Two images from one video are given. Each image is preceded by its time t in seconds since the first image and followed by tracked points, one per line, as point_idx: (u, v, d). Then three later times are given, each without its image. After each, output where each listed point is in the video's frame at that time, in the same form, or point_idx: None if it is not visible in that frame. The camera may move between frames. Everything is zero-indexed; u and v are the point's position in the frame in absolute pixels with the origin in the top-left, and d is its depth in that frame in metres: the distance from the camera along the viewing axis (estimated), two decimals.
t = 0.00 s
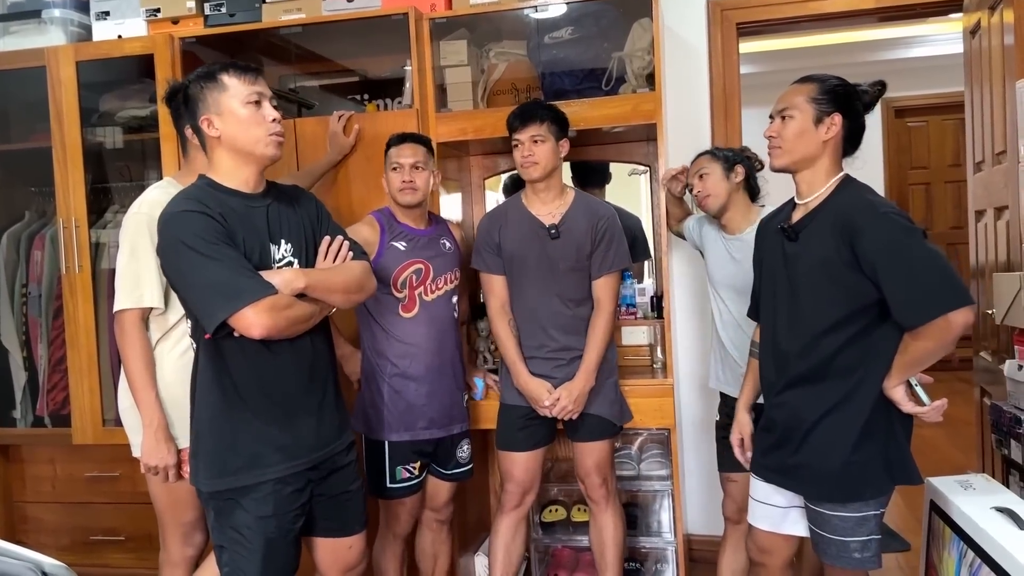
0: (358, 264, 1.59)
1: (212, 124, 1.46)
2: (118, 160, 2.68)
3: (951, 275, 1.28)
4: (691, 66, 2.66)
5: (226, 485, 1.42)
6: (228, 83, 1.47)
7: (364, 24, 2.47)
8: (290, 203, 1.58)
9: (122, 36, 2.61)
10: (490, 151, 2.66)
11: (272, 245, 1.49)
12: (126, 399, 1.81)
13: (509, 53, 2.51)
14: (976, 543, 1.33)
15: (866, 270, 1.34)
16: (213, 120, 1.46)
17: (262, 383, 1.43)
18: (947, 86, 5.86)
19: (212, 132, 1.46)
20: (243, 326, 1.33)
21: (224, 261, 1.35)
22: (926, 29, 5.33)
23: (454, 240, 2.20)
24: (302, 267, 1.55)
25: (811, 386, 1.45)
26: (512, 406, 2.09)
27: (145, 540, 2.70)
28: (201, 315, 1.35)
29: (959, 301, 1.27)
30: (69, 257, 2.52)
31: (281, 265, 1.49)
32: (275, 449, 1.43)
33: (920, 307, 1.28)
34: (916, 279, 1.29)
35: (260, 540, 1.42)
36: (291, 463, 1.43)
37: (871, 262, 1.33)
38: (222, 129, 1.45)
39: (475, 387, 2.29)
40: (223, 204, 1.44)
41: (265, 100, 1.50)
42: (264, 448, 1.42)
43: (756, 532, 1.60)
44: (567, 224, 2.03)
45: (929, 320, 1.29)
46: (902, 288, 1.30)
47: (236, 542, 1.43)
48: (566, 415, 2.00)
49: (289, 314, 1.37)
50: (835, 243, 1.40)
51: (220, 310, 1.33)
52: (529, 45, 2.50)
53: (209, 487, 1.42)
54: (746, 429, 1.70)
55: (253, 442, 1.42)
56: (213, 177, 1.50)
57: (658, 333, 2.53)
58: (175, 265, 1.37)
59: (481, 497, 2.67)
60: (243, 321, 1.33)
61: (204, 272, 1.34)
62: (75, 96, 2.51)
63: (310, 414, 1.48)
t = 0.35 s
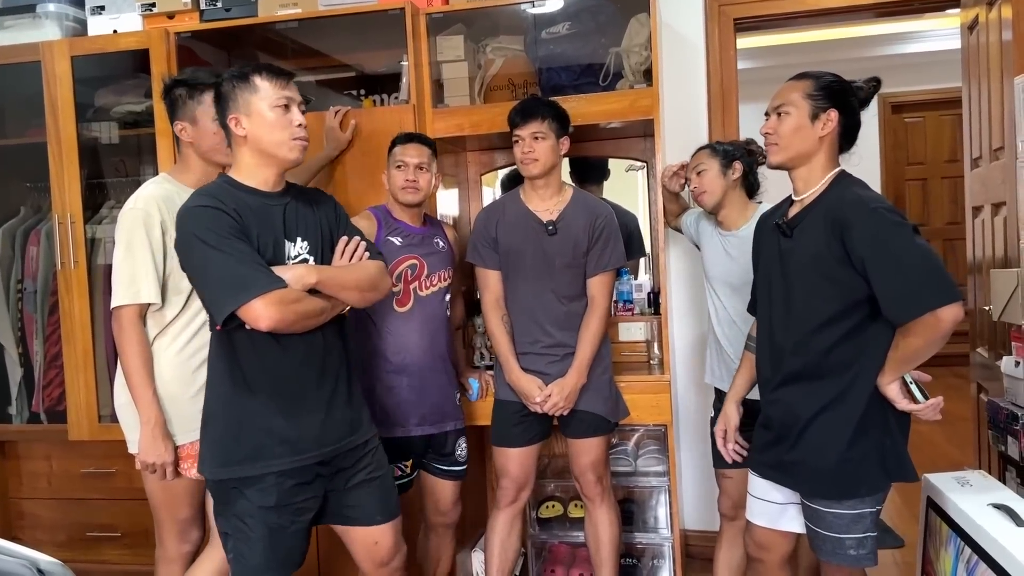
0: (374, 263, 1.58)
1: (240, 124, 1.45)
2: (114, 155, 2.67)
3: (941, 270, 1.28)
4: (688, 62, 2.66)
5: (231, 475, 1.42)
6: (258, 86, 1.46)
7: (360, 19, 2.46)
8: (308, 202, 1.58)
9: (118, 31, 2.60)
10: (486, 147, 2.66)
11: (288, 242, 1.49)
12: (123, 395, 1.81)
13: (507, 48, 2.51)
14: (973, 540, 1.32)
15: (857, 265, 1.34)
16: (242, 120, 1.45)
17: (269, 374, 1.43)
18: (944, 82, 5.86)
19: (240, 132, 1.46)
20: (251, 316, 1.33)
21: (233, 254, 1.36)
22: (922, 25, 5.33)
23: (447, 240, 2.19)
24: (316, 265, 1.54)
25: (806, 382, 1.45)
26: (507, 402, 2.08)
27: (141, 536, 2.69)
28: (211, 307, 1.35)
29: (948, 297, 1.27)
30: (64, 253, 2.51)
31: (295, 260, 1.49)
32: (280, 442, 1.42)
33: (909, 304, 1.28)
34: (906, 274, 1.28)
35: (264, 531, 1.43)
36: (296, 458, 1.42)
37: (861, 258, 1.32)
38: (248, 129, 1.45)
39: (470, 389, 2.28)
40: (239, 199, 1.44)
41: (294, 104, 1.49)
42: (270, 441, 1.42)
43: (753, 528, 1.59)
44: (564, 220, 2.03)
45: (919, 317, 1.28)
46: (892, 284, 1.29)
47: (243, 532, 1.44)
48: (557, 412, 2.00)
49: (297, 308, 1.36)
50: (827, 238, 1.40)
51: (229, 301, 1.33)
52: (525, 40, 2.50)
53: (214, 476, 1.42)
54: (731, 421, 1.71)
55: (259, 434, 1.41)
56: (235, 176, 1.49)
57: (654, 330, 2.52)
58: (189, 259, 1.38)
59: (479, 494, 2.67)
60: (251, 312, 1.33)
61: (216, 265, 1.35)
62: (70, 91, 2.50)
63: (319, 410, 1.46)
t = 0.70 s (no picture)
0: (428, 265, 1.57)
1: (300, 129, 1.52)
2: (108, 149, 2.66)
3: (950, 266, 1.28)
4: (684, 56, 2.65)
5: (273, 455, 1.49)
6: (314, 93, 1.51)
7: (356, 13, 2.45)
8: (372, 200, 1.59)
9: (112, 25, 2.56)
10: (482, 142, 2.64)
11: (339, 237, 1.51)
12: (116, 391, 1.80)
13: (502, 43, 2.50)
14: (968, 537, 1.32)
15: (865, 261, 1.33)
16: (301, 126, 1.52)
17: (310, 361, 1.49)
18: (940, 77, 5.87)
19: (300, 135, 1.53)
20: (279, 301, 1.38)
21: (269, 244, 1.42)
22: (917, 19, 5.33)
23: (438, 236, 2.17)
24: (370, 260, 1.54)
25: (807, 379, 1.44)
26: (502, 398, 2.08)
27: (135, 531, 2.69)
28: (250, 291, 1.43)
29: (958, 291, 1.27)
30: (58, 247, 2.50)
31: (344, 254, 1.50)
32: (314, 426, 1.47)
33: (919, 299, 1.27)
34: (916, 269, 1.28)
35: (293, 512, 1.47)
36: (328, 444, 1.46)
37: (870, 253, 1.32)
38: (306, 136, 1.51)
39: (466, 385, 2.28)
40: (293, 195, 1.50)
41: (347, 108, 1.51)
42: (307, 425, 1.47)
43: (749, 526, 1.59)
44: (560, 216, 2.03)
45: (929, 312, 1.28)
46: (901, 279, 1.29)
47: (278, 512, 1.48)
48: (551, 406, 2.00)
49: (325, 295, 1.39)
50: (831, 234, 1.39)
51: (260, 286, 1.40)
52: (522, 35, 2.49)
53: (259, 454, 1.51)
54: (710, 417, 1.70)
55: (297, 417, 1.48)
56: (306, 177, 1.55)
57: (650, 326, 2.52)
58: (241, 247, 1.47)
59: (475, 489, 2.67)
60: (282, 294, 1.38)
61: (256, 253, 1.42)
62: (63, 84, 2.48)
63: (356, 400, 1.49)
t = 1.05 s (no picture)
0: (450, 266, 1.59)
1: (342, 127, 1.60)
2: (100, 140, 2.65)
3: (947, 267, 1.28)
4: (678, 49, 2.65)
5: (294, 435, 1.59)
6: (356, 92, 1.58)
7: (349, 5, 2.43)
8: (409, 197, 1.64)
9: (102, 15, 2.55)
10: (476, 135, 2.63)
11: (369, 233, 1.58)
12: (105, 387, 1.79)
13: (497, 35, 2.50)
14: (959, 534, 1.33)
15: (861, 260, 1.33)
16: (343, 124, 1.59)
17: (332, 348, 1.57)
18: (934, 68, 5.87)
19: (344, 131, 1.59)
20: (299, 290, 1.48)
21: (296, 238, 1.51)
22: (912, 10, 5.32)
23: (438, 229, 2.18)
24: (396, 258, 1.60)
25: (801, 377, 1.44)
26: (495, 392, 2.08)
27: (128, 524, 2.69)
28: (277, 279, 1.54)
29: (955, 291, 1.27)
30: (49, 240, 2.48)
31: (370, 250, 1.57)
32: (331, 412, 1.55)
33: (915, 299, 1.28)
34: (913, 269, 1.28)
35: (307, 492, 1.55)
36: (342, 428, 1.53)
37: (867, 253, 1.32)
38: (347, 133, 1.58)
39: (460, 380, 2.28)
40: (333, 189, 1.58)
41: (385, 108, 1.56)
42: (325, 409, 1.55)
43: (740, 521, 1.60)
44: (556, 212, 2.02)
45: (926, 312, 1.28)
46: (898, 279, 1.29)
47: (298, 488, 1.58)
48: (545, 402, 2.00)
49: (341, 291, 1.47)
50: (828, 233, 1.39)
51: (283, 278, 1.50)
52: (515, 28, 2.47)
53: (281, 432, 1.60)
54: (709, 416, 1.69)
55: (316, 399, 1.56)
56: (349, 172, 1.62)
57: (643, 320, 2.53)
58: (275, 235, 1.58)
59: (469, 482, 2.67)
60: (302, 284, 1.47)
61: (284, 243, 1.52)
62: (53, 75, 2.45)
63: (371, 387, 1.55)
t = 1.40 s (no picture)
0: (457, 262, 1.58)
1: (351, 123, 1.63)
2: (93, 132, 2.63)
3: (939, 268, 1.27)
4: (677, 41, 2.63)
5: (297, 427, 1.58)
6: (361, 89, 1.59)
7: None
8: (413, 194, 1.65)
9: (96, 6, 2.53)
10: (473, 128, 2.61)
11: (374, 228, 1.58)
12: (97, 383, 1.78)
13: (494, 27, 2.48)
14: (954, 532, 1.33)
15: (854, 260, 1.33)
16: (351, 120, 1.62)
17: (336, 340, 1.56)
18: (934, 58, 5.84)
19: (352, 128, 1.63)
20: (306, 278, 1.46)
21: (302, 228, 1.50)
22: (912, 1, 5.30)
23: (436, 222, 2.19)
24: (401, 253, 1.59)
25: (795, 375, 1.44)
26: (492, 387, 2.08)
27: (125, 517, 2.69)
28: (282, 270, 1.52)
29: (947, 293, 1.27)
30: (44, 233, 2.47)
31: (376, 244, 1.56)
32: (335, 403, 1.54)
33: (906, 300, 1.27)
34: (904, 271, 1.27)
35: (313, 481, 1.54)
36: (345, 420, 1.53)
37: (858, 253, 1.31)
38: (353, 129, 1.59)
39: (456, 374, 2.28)
40: (340, 183, 1.58)
41: (386, 103, 1.56)
42: (329, 401, 1.54)
43: (736, 517, 1.60)
44: (556, 207, 2.02)
45: (917, 313, 1.27)
46: (889, 280, 1.28)
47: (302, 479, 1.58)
48: (541, 398, 2.00)
49: (348, 281, 1.46)
50: (823, 232, 1.38)
51: (289, 267, 1.49)
52: (513, 21, 2.44)
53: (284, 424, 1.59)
54: (712, 411, 1.69)
55: (320, 391, 1.55)
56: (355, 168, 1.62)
57: (641, 313, 2.52)
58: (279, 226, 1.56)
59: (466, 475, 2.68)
60: (308, 273, 1.46)
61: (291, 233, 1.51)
62: (47, 66, 2.43)
63: (374, 380, 1.55)
